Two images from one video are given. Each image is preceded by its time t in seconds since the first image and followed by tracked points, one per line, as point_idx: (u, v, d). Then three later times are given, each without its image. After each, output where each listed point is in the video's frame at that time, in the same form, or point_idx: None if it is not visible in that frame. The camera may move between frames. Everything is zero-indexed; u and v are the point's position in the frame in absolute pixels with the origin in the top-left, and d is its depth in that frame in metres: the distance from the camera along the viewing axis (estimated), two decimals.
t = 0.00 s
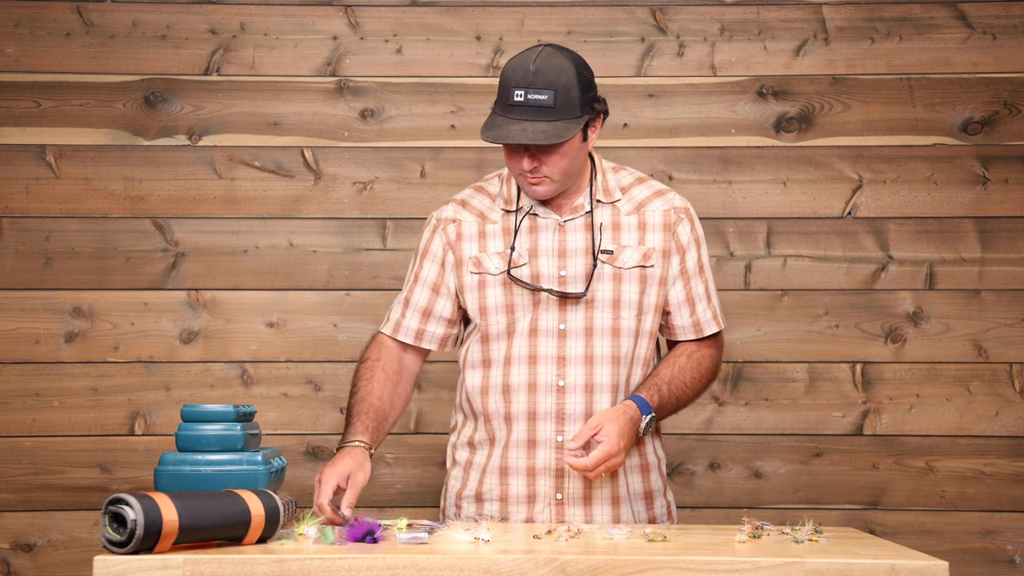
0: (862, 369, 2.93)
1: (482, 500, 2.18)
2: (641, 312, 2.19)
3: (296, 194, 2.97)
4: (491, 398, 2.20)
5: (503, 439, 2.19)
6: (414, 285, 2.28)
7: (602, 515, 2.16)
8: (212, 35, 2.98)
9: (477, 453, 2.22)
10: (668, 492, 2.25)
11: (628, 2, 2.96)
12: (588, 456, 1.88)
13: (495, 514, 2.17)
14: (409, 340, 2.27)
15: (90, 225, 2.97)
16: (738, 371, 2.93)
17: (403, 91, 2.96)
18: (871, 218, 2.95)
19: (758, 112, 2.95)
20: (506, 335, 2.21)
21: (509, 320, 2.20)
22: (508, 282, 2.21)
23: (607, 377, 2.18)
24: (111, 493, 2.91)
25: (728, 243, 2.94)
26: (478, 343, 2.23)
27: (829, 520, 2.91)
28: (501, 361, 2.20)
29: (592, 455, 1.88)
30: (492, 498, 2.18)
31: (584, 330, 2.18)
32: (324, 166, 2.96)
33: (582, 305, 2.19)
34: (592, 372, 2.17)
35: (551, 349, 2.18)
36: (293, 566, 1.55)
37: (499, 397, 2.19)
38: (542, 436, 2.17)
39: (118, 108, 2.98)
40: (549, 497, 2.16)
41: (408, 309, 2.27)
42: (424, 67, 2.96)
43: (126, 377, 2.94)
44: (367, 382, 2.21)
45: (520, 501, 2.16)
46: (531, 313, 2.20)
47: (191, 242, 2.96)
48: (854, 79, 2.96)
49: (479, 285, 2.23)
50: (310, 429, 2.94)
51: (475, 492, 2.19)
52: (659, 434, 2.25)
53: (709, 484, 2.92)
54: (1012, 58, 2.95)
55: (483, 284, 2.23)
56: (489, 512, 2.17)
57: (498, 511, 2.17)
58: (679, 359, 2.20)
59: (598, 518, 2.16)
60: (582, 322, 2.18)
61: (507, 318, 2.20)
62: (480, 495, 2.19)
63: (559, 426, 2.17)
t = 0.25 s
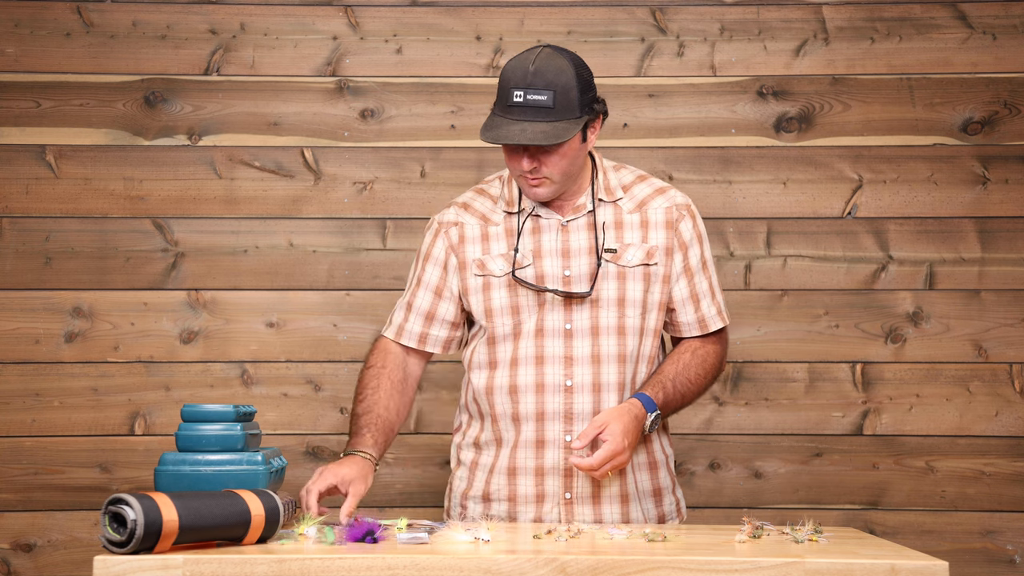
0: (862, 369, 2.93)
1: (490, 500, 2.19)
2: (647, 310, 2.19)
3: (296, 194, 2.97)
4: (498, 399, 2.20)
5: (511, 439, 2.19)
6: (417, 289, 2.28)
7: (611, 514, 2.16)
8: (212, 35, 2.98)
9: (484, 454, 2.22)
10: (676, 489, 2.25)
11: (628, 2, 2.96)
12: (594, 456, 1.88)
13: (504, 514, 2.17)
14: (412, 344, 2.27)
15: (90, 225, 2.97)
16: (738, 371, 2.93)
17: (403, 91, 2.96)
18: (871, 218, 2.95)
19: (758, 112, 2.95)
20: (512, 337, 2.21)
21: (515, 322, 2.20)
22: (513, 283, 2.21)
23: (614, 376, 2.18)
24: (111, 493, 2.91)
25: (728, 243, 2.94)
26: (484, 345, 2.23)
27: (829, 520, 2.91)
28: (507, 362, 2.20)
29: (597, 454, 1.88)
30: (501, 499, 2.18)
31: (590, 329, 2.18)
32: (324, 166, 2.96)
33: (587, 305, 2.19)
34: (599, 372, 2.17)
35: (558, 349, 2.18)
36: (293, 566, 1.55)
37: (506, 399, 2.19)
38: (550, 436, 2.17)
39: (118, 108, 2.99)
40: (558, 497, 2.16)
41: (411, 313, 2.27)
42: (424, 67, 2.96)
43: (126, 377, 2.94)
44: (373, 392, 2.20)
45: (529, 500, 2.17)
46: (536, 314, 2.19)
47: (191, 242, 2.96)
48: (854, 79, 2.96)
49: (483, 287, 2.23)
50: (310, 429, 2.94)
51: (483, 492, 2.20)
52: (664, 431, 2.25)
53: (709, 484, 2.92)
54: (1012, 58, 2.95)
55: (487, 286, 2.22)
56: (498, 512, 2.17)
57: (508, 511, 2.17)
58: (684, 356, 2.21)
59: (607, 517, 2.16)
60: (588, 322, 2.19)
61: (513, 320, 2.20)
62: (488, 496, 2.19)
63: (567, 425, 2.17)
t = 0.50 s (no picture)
0: (862, 369, 2.93)
1: (489, 500, 2.19)
2: (648, 311, 2.19)
3: (296, 194, 2.97)
4: (498, 399, 2.20)
5: (511, 439, 2.19)
6: (418, 289, 2.28)
7: (611, 514, 2.16)
8: (212, 35, 2.98)
9: (484, 454, 2.22)
10: (675, 490, 2.26)
11: (628, 2, 2.96)
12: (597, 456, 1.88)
13: (503, 514, 2.17)
14: (414, 344, 2.27)
15: (90, 225, 2.97)
16: (738, 371, 2.93)
17: (403, 91, 2.96)
18: (871, 218, 2.95)
19: (758, 112, 2.95)
20: (513, 336, 2.20)
21: (516, 321, 2.20)
22: (515, 282, 2.21)
23: (614, 376, 2.18)
24: (111, 493, 2.91)
25: (728, 243, 2.94)
26: (485, 345, 2.23)
27: (829, 520, 2.91)
28: (508, 362, 2.20)
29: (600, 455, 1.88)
30: (501, 498, 2.18)
31: (591, 329, 2.18)
32: (324, 166, 2.96)
33: (588, 305, 2.19)
34: (599, 372, 2.18)
35: (559, 349, 2.18)
36: (293, 566, 1.55)
37: (506, 398, 2.19)
38: (550, 436, 2.17)
39: (118, 108, 2.99)
40: (558, 497, 2.16)
41: (413, 313, 2.26)
42: (424, 67, 2.96)
43: (125, 377, 2.94)
44: (393, 390, 2.22)
45: (529, 500, 2.17)
46: (537, 314, 2.19)
47: (191, 242, 2.96)
48: (854, 79, 2.96)
49: (485, 287, 2.22)
50: (310, 430, 2.94)
51: (482, 492, 2.20)
52: (664, 432, 2.26)
53: (709, 484, 2.92)
54: (1012, 58, 2.95)
55: (489, 286, 2.22)
56: (498, 512, 2.17)
57: (507, 511, 2.17)
58: (685, 357, 2.22)
59: (607, 518, 2.16)
60: (589, 321, 2.19)
61: (514, 319, 2.20)
62: (487, 496, 2.19)
63: (567, 425, 2.17)
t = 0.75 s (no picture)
0: (862, 369, 2.93)
1: (484, 499, 2.18)
2: (647, 312, 2.20)
3: (296, 194, 2.97)
4: (496, 399, 2.20)
5: (507, 438, 2.19)
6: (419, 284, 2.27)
7: (606, 514, 2.16)
8: (212, 35, 2.98)
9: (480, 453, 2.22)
10: (669, 492, 2.26)
11: (628, 2, 2.96)
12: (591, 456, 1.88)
13: (498, 513, 2.17)
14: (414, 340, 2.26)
15: (90, 225, 2.97)
16: (738, 371, 2.93)
17: (403, 91, 2.96)
18: (871, 218, 2.95)
19: (758, 112, 2.95)
20: (512, 335, 2.20)
21: (515, 320, 2.20)
22: (516, 281, 2.21)
23: (612, 377, 2.18)
24: (111, 493, 2.90)
25: (728, 243, 2.94)
26: (484, 343, 2.23)
27: (829, 520, 2.91)
28: (507, 360, 2.20)
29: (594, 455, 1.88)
30: (496, 498, 2.17)
31: (590, 330, 2.18)
32: (324, 166, 2.96)
33: (588, 305, 2.19)
34: (597, 372, 2.18)
35: (558, 348, 2.18)
36: (293, 566, 1.55)
37: (504, 398, 2.19)
38: (547, 435, 2.17)
39: (118, 108, 2.98)
40: (553, 497, 2.16)
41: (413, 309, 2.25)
42: (424, 67, 2.96)
43: (125, 377, 2.94)
44: (419, 395, 2.12)
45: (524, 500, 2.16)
46: (537, 313, 2.19)
47: (191, 242, 2.96)
48: (854, 79, 2.96)
49: (485, 284, 2.22)
50: (310, 430, 2.94)
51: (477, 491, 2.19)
52: (659, 434, 2.26)
53: (709, 484, 2.92)
54: (1012, 58, 2.95)
55: (489, 283, 2.22)
56: (493, 512, 2.17)
57: (502, 510, 2.17)
58: (681, 358, 2.23)
59: (602, 518, 2.16)
60: (588, 322, 2.19)
61: (513, 318, 2.20)
62: (482, 495, 2.19)
63: (564, 425, 2.17)
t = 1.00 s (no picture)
0: (862, 369, 2.93)
1: (491, 500, 2.18)
2: (654, 313, 2.22)
3: (296, 194, 2.96)
4: (505, 399, 2.19)
5: (515, 438, 2.18)
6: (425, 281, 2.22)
7: (614, 513, 2.19)
8: (212, 35, 2.98)
9: (485, 453, 2.21)
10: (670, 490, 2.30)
11: (628, 2, 2.96)
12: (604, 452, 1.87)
13: (505, 513, 2.17)
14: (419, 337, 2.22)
15: (90, 225, 2.97)
16: (738, 371, 2.93)
17: (403, 91, 2.96)
18: (871, 218, 2.95)
19: (758, 112, 2.95)
20: (520, 335, 2.20)
21: (524, 320, 2.19)
22: (525, 280, 2.19)
23: (620, 377, 2.20)
24: (111, 493, 2.90)
25: (728, 243, 2.94)
26: (491, 342, 2.21)
27: (829, 520, 2.91)
28: (515, 361, 2.19)
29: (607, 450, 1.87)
30: (503, 498, 2.17)
31: (599, 330, 2.19)
32: (324, 166, 2.96)
33: (596, 305, 2.20)
34: (606, 373, 2.19)
35: (567, 349, 2.18)
36: (293, 566, 1.55)
37: (513, 398, 2.18)
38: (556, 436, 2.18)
39: (118, 108, 2.98)
40: (561, 497, 2.16)
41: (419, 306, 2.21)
42: (424, 67, 2.96)
43: (125, 377, 2.94)
44: (425, 392, 2.05)
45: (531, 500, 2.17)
46: (546, 314, 2.19)
47: (191, 242, 2.96)
48: (854, 79, 2.96)
49: (494, 283, 2.20)
50: (310, 430, 2.94)
51: (483, 491, 2.19)
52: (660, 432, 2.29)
53: (709, 484, 2.92)
54: (1012, 58, 2.95)
55: (499, 282, 2.20)
56: (500, 512, 2.17)
57: (509, 510, 2.17)
58: (684, 358, 2.26)
59: (609, 518, 2.18)
60: (597, 322, 2.19)
61: (522, 318, 2.19)
62: (489, 495, 2.19)
63: (573, 426, 2.17)
